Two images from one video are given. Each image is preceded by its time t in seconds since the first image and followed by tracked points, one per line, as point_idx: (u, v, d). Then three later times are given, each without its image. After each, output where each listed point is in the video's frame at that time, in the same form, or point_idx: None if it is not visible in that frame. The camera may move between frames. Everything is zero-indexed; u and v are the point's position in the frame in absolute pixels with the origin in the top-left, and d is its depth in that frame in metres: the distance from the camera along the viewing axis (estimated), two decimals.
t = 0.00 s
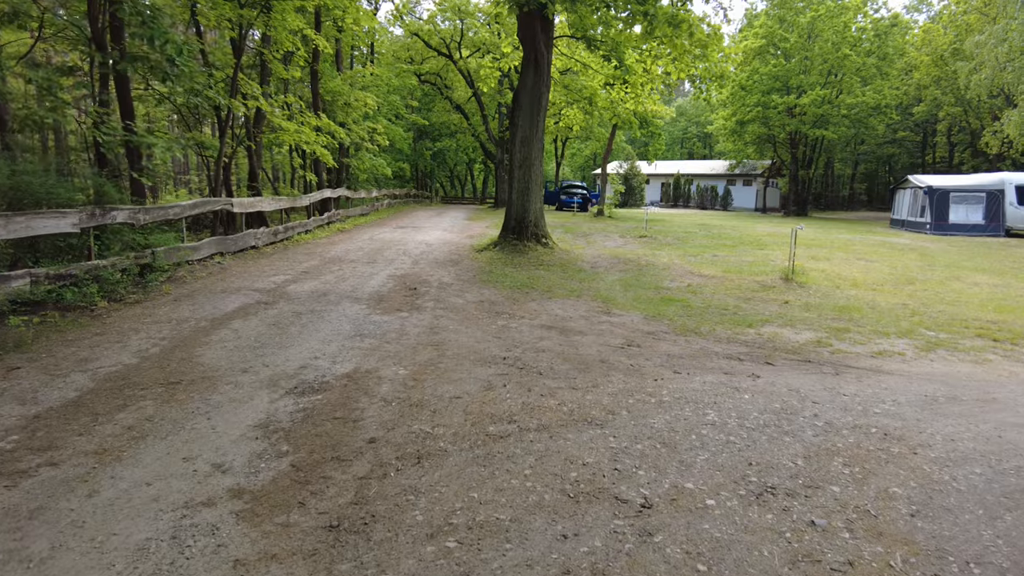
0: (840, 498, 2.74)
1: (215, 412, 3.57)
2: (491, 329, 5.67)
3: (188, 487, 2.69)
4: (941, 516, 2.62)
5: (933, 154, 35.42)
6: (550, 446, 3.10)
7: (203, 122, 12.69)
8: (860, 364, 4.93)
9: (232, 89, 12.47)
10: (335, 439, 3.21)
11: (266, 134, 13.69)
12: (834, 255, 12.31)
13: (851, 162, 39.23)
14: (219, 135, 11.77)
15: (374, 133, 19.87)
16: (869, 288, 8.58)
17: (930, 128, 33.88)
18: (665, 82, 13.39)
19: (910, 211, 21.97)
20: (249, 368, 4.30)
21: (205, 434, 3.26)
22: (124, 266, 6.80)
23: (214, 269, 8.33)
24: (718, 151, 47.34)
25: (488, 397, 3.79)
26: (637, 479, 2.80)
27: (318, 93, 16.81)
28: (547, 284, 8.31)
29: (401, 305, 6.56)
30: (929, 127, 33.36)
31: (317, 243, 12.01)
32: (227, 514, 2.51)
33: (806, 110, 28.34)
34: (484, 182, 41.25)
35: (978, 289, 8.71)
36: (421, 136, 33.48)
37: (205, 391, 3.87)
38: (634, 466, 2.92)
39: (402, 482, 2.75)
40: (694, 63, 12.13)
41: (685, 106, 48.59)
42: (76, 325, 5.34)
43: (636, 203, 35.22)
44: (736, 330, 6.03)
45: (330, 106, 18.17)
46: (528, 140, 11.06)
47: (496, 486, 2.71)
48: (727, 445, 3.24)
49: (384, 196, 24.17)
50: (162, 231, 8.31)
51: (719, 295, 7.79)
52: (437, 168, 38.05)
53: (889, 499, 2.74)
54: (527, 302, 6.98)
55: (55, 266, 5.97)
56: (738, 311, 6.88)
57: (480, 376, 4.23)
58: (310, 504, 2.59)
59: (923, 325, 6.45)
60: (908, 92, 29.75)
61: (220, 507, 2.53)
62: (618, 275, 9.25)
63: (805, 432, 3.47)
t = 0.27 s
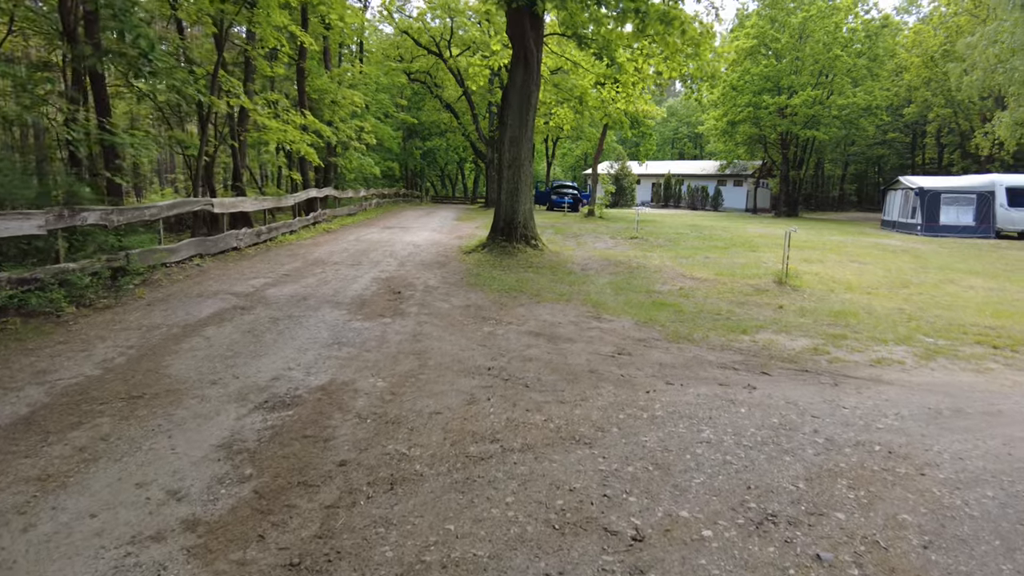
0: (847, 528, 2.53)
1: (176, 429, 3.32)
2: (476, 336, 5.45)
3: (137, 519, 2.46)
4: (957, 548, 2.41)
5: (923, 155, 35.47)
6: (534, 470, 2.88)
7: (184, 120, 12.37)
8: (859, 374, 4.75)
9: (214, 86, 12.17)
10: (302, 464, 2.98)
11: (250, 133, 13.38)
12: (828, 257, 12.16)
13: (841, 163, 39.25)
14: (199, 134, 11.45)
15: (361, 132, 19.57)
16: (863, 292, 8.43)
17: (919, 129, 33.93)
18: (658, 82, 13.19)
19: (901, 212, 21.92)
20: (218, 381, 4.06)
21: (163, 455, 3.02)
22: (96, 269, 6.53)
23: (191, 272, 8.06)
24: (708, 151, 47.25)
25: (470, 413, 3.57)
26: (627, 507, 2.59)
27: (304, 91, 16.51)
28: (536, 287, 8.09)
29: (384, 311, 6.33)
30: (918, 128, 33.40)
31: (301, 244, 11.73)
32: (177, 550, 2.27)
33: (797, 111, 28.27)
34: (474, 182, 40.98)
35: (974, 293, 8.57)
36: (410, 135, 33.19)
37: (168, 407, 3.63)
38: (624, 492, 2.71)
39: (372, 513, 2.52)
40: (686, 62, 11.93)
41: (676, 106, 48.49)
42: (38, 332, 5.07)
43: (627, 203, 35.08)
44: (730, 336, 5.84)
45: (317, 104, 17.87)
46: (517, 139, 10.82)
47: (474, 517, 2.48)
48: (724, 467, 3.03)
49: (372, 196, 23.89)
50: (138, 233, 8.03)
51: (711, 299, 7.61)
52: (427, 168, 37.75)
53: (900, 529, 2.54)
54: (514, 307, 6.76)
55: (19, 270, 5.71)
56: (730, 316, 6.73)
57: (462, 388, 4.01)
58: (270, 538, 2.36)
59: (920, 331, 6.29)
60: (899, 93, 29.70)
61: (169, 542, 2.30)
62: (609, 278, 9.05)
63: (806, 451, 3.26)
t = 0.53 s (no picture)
0: (852, 557, 2.31)
1: (125, 445, 3.06)
2: (457, 340, 5.21)
3: (65, 552, 2.20)
4: None
5: (911, 155, 35.51)
6: (512, 493, 2.64)
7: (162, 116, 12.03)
8: (855, 380, 4.55)
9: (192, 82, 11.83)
10: (259, 486, 2.73)
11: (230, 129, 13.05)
12: (819, 257, 12.00)
13: (830, 163, 39.28)
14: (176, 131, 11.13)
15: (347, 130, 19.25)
16: (856, 293, 8.27)
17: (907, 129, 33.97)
18: (647, 80, 12.99)
19: (890, 212, 21.86)
20: (177, 391, 3.79)
21: (106, 475, 2.75)
22: (59, 270, 6.23)
23: (164, 273, 7.77)
24: (697, 151, 47.21)
25: (445, 427, 3.34)
26: (611, 535, 2.36)
27: (287, 87, 16.17)
28: (521, 288, 7.87)
29: (362, 314, 6.08)
30: (906, 127, 33.42)
31: (282, 244, 11.43)
32: None
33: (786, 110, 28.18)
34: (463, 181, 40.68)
35: (967, 294, 8.42)
36: (398, 133, 32.87)
37: (119, 420, 3.37)
38: (609, 516, 2.48)
39: (330, 543, 2.28)
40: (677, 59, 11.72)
41: (666, 105, 48.36)
42: None
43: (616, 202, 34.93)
44: (721, 340, 5.63)
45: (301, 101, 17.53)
46: (504, 136, 10.57)
47: (443, 548, 2.25)
48: (717, 487, 2.80)
49: (359, 194, 23.58)
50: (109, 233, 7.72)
51: (701, 301, 7.41)
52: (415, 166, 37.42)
53: (908, 557, 2.32)
54: (498, 309, 6.53)
55: None
56: (721, 319, 6.53)
57: (438, 399, 3.77)
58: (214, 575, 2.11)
59: (916, 334, 6.11)
60: (887, 93, 29.71)
61: None
62: (597, 278, 8.84)
63: (803, 467, 3.04)
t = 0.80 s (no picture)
0: None
1: (69, 471, 2.79)
2: (440, 349, 4.96)
3: None
4: None
5: (903, 155, 35.49)
6: (492, 530, 2.39)
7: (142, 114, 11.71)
8: (858, 392, 4.33)
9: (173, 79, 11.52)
10: (213, 519, 2.46)
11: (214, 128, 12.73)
12: (814, 259, 11.82)
13: (822, 162, 39.24)
14: (156, 129, 10.81)
15: (335, 129, 18.95)
16: (853, 297, 8.07)
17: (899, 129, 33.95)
18: (639, 79, 12.76)
19: (883, 212, 21.77)
20: (136, 410, 3.52)
21: (41, 509, 2.48)
22: (22, 276, 5.93)
23: (139, 278, 7.47)
24: (690, 151, 47.09)
25: (421, 450, 3.09)
26: None
27: (273, 85, 15.86)
28: (510, 292, 7.62)
29: (343, 321, 5.81)
30: (898, 127, 33.39)
31: (266, 245, 11.14)
32: None
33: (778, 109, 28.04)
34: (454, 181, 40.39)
35: (966, 297, 8.24)
36: (389, 133, 32.59)
37: (67, 441, 3.10)
38: (598, 556, 2.25)
39: None
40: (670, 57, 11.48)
41: (658, 104, 48.22)
42: None
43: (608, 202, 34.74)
44: (716, 347, 5.42)
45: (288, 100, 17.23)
46: (493, 135, 10.32)
47: None
48: (715, 518, 2.56)
49: (348, 194, 23.26)
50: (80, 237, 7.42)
51: (696, 306, 7.19)
52: (405, 166, 37.11)
53: None
54: (485, 315, 6.28)
55: None
56: (715, 325, 6.30)
57: (417, 417, 3.52)
58: None
59: (917, 341, 5.91)
60: (880, 93, 29.62)
61: None
62: (588, 281, 8.60)
63: (808, 493, 2.81)
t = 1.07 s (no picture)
0: None
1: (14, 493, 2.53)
2: (428, 354, 4.71)
3: None
4: None
5: (900, 153, 35.33)
6: (479, 562, 2.15)
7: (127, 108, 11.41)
8: (870, 401, 4.09)
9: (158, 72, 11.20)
10: (167, 550, 2.21)
11: (201, 123, 12.42)
12: (814, 259, 11.60)
13: (818, 161, 39.07)
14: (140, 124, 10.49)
15: (327, 126, 18.65)
16: (856, 298, 7.85)
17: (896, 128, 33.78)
18: (637, 75, 12.53)
19: (881, 211, 21.60)
20: (97, 422, 3.26)
21: None
22: None
23: (118, 278, 7.20)
24: (686, 150, 46.89)
25: (404, 469, 2.84)
26: None
27: (263, 81, 15.55)
28: (503, 293, 7.37)
29: (328, 324, 5.55)
30: (895, 126, 33.24)
31: (255, 245, 10.87)
32: None
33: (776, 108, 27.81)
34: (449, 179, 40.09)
35: (971, 298, 8.03)
36: (383, 130, 32.28)
37: (17, 458, 2.84)
38: None
39: None
40: (668, 52, 11.23)
41: (654, 103, 47.99)
42: None
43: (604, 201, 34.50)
44: (718, 351, 5.19)
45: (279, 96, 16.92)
46: (487, 131, 10.06)
47: None
48: (725, 547, 2.32)
49: (341, 192, 22.97)
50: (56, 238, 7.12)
51: (696, 307, 6.95)
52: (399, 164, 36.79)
53: None
54: (477, 317, 6.03)
55: None
56: (716, 327, 6.06)
57: (401, 430, 3.27)
58: None
59: (926, 345, 5.69)
60: (877, 91, 29.45)
61: None
62: (584, 281, 8.36)
63: (826, 516, 2.57)
